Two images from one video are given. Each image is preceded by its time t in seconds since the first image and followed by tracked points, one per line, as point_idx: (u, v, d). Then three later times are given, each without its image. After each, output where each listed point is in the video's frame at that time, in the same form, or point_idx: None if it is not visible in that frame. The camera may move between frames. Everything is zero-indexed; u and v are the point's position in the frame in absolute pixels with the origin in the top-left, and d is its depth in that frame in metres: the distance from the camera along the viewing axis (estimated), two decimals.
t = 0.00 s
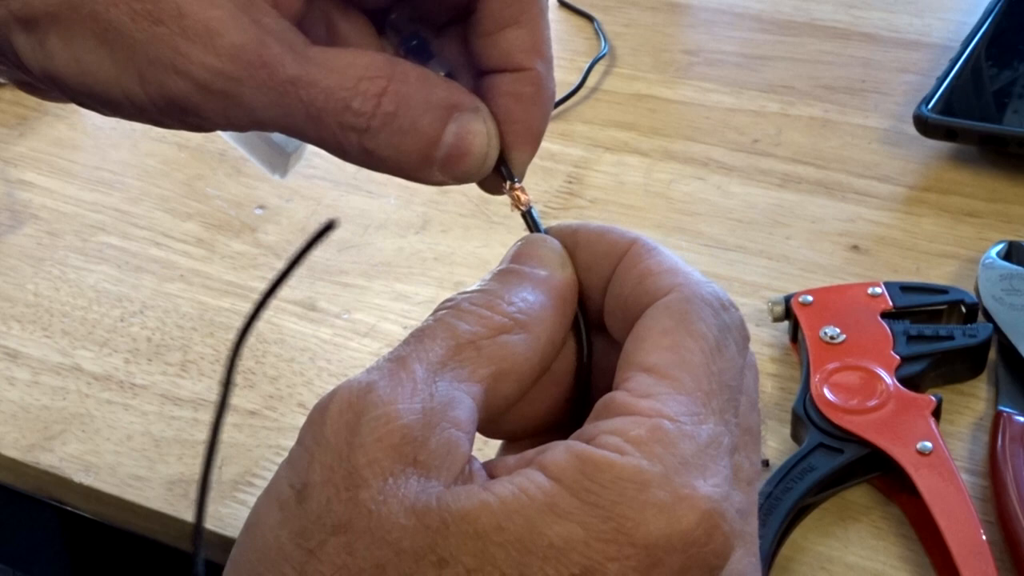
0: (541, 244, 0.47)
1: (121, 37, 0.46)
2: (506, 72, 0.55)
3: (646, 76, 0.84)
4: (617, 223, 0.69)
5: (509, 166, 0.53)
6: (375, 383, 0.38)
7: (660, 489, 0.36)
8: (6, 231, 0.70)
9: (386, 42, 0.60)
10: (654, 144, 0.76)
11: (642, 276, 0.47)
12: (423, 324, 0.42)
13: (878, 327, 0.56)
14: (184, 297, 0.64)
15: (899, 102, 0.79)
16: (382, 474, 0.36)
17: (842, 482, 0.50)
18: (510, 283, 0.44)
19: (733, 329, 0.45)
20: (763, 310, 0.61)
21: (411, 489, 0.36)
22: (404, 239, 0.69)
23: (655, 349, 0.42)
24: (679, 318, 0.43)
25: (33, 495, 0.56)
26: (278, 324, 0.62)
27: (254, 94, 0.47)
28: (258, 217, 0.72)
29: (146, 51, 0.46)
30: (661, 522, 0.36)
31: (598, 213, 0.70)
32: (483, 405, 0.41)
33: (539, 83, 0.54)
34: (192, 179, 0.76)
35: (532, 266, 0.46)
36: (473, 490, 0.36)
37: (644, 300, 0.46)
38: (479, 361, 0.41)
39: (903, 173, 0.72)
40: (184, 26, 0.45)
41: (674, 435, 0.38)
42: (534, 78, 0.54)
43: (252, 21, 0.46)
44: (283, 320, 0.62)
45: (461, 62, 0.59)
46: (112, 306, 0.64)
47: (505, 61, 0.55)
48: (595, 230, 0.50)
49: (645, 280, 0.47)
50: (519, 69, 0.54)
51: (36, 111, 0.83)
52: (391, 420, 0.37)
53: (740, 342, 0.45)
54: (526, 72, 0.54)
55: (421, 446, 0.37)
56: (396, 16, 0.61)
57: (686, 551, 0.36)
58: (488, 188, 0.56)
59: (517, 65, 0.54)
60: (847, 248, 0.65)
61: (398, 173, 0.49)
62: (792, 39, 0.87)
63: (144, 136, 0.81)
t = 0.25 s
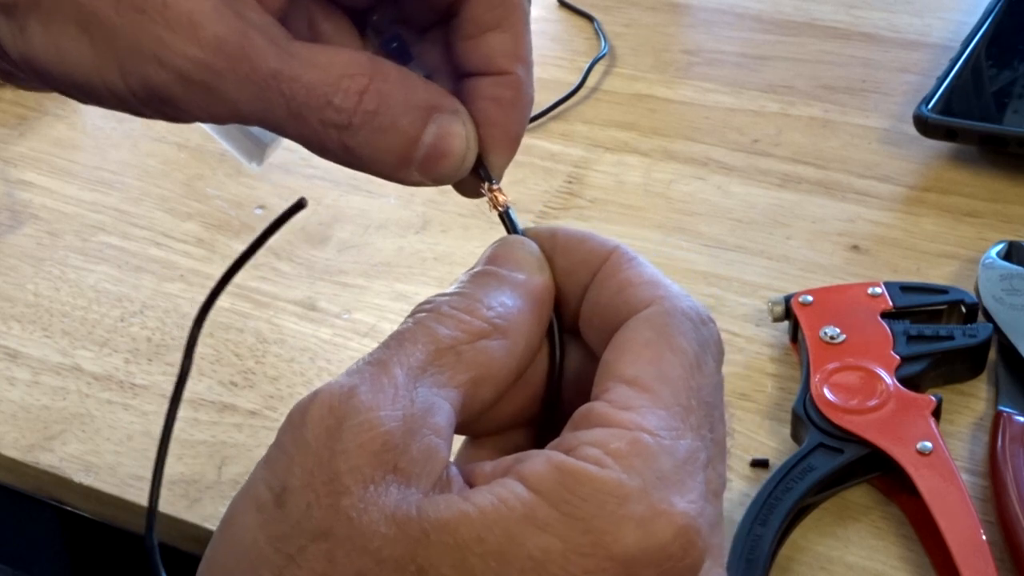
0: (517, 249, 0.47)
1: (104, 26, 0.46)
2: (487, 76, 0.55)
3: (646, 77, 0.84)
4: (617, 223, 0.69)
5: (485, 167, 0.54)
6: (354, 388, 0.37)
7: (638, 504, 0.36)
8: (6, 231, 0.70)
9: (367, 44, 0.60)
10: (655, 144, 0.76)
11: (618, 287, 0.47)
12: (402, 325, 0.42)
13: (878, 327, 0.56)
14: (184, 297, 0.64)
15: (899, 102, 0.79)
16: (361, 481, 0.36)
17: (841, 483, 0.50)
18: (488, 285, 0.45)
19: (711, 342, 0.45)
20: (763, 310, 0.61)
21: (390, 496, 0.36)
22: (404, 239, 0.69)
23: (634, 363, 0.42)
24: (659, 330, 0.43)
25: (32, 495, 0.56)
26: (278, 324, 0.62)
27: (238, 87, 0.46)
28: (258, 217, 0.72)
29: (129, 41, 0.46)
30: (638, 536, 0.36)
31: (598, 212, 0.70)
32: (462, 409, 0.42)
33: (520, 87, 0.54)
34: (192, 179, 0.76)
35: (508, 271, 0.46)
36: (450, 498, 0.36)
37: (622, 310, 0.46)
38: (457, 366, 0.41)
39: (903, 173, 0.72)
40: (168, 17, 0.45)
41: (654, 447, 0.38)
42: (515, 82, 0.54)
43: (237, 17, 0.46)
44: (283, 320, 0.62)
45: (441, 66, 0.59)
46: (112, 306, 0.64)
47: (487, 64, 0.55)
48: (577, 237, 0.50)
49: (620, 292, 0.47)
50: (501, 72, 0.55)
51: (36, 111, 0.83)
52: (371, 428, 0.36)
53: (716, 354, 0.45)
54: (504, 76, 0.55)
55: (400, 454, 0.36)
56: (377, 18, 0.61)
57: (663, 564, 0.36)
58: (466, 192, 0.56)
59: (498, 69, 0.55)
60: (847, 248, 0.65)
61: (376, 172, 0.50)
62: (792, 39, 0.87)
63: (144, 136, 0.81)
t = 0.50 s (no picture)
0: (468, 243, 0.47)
1: None
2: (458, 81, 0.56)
3: (645, 77, 0.84)
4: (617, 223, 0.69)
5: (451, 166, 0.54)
6: (292, 389, 0.37)
7: (554, 449, 0.36)
8: (6, 231, 0.70)
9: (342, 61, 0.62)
10: (655, 144, 0.76)
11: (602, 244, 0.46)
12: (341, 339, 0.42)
13: (878, 327, 0.56)
14: (184, 297, 0.64)
15: (899, 102, 0.79)
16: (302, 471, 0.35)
17: (841, 483, 0.50)
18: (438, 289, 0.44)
19: (676, 275, 0.44)
20: (763, 310, 0.61)
21: (328, 481, 0.35)
22: (404, 239, 0.69)
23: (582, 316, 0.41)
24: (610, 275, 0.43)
25: (32, 495, 0.56)
26: (278, 324, 0.62)
27: (212, 66, 0.47)
28: (257, 217, 0.72)
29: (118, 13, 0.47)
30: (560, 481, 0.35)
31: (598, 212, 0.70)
32: (413, 405, 0.40)
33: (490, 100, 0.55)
34: (192, 179, 0.76)
35: (459, 270, 0.45)
36: (377, 474, 0.35)
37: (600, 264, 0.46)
38: (404, 362, 0.40)
39: (903, 173, 0.72)
40: None
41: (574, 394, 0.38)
42: (485, 86, 0.55)
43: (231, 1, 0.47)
44: (283, 320, 0.62)
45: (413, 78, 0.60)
46: (112, 306, 0.64)
47: (458, 69, 0.56)
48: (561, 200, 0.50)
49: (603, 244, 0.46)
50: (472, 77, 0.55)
51: (35, 111, 0.83)
52: (307, 417, 0.36)
53: (692, 289, 0.44)
54: (477, 81, 0.55)
55: (337, 440, 0.36)
56: (349, 38, 0.63)
57: (592, 514, 0.35)
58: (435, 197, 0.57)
59: (469, 74, 0.55)
60: (847, 248, 0.65)
61: (337, 163, 0.51)
62: (791, 39, 0.87)
63: (143, 136, 0.81)
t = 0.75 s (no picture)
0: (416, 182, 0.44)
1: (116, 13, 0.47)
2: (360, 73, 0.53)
3: (645, 77, 0.84)
4: (617, 223, 0.69)
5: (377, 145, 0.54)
6: (210, 407, 0.37)
7: (421, 366, 0.33)
8: (6, 231, 0.70)
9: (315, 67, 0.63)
10: (655, 144, 0.76)
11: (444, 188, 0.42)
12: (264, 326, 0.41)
13: (878, 327, 0.56)
14: (184, 297, 0.65)
15: (899, 102, 0.79)
16: (218, 478, 0.36)
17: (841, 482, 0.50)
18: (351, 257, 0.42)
19: (536, 184, 0.39)
20: (763, 310, 0.61)
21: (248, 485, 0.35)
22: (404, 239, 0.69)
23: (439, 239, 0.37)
24: (462, 195, 0.38)
25: (32, 495, 0.56)
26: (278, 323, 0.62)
27: (228, 89, 0.49)
28: (257, 217, 0.72)
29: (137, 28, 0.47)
30: (418, 410, 0.33)
31: (598, 212, 0.70)
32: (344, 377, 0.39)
33: (405, 71, 0.53)
34: (192, 179, 0.76)
35: (376, 236, 0.43)
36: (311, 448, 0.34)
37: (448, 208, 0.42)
38: (307, 335, 0.39)
39: (903, 173, 0.72)
40: (183, 14, 0.47)
41: (452, 308, 0.34)
42: (390, 82, 0.53)
43: (250, 19, 0.48)
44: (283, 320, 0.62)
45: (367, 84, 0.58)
46: (112, 306, 0.64)
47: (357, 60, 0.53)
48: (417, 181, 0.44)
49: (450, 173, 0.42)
50: (377, 73, 0.53)
51: (36, 111, 0.83)
52: (222, 428, 0.36)
53: (557, 192, 0.40)
54: (382, 76, 0.53)
55: (256, 441, 0.36)
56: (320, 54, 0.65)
57: (483, 414, 0.33)
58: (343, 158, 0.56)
59: (371, 68, 0.53)
60: (847, 248, 0.65)
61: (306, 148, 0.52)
62: (791, 39, 0.87)
63: (144, 137, 0.81)
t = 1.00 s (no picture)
0: (436, 186, 0.46)
1: (131, 22, 0.47)
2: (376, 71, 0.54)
3: (645, 77, 0.84)
4: (617, 223, 0.69)
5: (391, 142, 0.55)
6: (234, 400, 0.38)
7: (444, 362, 0.34)
8: (6, 231, 0.70)
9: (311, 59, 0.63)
10: (655, 144, 0.76)
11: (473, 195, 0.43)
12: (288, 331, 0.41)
13: (878, 327, 0.56)
14: (184, 297, 0.65)
15: (899, 102, 0.79)
16: (240, 469, 0.37)
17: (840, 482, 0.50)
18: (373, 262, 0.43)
19: (560, 195, 0.40)
20: (763, 310, 0.61)
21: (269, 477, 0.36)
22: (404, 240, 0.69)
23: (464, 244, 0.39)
24: (488, 202, 0.40)
25: (32, 495, 0.56)
26: (278, 323, 0.62)
27: (244, 92, 0.50)
28: (258, 217, 0.72)
29: (153, 36, 0.48)
30: (441, 405, 0.33)
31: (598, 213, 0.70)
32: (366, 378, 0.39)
33: (420, 70, 0.54)
34: (192, 179, 0.76)
35: (392, 237, 0.44)
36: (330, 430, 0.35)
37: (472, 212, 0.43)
38: (331, 340, 0.40)
39: (903, 173, 0.72)
40: (198, 22, 0.48)
41: (475, 308, 0.35)
42: (404, 82, 0.54)
43: (264, 23, 0.49)
44: (283, 320, 0.62)
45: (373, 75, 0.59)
46: (112, 306, 0.64)
47: (374, 59, 0.54)
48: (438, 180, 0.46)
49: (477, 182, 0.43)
50: (390, 71, 0.54)
51: (36, 111, 0.83)
52: (246, 421, 0.37)
53: (581, 203, 0.41)
54: (396, 75, 0.54)
55: (279, 435, 0.37)
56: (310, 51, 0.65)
57: (503, 411, 0.34)
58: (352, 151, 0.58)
59: (387, 67, 0.54)
60: (847, 248, 0.65)
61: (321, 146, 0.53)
62: (791, 39, 0.87)
63: (144, 137, 0.81)
